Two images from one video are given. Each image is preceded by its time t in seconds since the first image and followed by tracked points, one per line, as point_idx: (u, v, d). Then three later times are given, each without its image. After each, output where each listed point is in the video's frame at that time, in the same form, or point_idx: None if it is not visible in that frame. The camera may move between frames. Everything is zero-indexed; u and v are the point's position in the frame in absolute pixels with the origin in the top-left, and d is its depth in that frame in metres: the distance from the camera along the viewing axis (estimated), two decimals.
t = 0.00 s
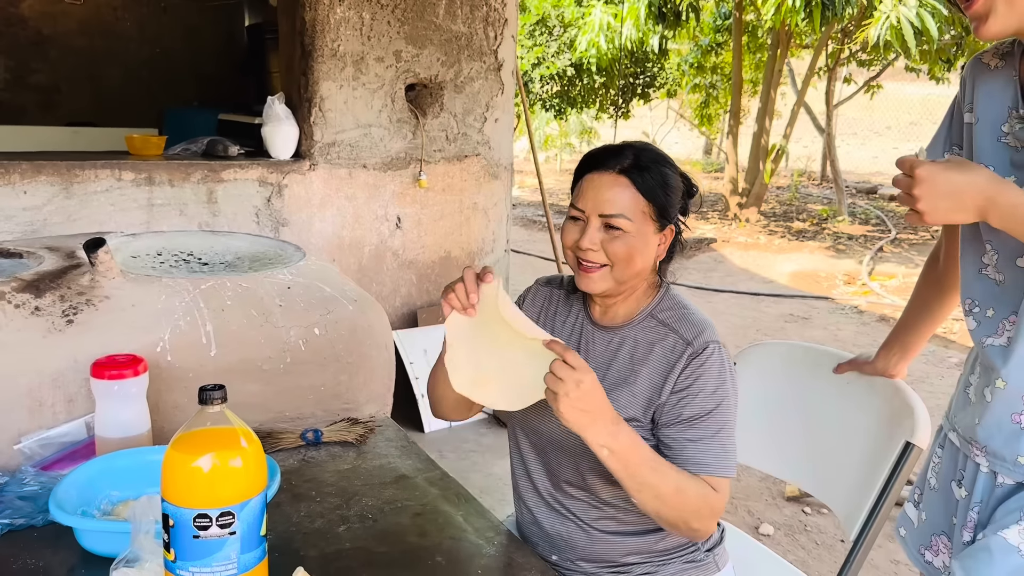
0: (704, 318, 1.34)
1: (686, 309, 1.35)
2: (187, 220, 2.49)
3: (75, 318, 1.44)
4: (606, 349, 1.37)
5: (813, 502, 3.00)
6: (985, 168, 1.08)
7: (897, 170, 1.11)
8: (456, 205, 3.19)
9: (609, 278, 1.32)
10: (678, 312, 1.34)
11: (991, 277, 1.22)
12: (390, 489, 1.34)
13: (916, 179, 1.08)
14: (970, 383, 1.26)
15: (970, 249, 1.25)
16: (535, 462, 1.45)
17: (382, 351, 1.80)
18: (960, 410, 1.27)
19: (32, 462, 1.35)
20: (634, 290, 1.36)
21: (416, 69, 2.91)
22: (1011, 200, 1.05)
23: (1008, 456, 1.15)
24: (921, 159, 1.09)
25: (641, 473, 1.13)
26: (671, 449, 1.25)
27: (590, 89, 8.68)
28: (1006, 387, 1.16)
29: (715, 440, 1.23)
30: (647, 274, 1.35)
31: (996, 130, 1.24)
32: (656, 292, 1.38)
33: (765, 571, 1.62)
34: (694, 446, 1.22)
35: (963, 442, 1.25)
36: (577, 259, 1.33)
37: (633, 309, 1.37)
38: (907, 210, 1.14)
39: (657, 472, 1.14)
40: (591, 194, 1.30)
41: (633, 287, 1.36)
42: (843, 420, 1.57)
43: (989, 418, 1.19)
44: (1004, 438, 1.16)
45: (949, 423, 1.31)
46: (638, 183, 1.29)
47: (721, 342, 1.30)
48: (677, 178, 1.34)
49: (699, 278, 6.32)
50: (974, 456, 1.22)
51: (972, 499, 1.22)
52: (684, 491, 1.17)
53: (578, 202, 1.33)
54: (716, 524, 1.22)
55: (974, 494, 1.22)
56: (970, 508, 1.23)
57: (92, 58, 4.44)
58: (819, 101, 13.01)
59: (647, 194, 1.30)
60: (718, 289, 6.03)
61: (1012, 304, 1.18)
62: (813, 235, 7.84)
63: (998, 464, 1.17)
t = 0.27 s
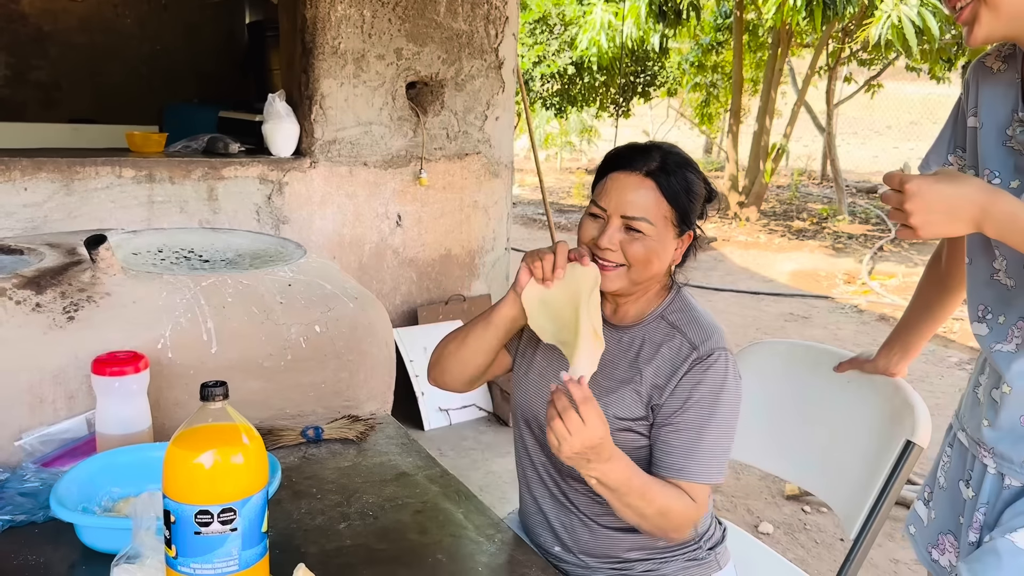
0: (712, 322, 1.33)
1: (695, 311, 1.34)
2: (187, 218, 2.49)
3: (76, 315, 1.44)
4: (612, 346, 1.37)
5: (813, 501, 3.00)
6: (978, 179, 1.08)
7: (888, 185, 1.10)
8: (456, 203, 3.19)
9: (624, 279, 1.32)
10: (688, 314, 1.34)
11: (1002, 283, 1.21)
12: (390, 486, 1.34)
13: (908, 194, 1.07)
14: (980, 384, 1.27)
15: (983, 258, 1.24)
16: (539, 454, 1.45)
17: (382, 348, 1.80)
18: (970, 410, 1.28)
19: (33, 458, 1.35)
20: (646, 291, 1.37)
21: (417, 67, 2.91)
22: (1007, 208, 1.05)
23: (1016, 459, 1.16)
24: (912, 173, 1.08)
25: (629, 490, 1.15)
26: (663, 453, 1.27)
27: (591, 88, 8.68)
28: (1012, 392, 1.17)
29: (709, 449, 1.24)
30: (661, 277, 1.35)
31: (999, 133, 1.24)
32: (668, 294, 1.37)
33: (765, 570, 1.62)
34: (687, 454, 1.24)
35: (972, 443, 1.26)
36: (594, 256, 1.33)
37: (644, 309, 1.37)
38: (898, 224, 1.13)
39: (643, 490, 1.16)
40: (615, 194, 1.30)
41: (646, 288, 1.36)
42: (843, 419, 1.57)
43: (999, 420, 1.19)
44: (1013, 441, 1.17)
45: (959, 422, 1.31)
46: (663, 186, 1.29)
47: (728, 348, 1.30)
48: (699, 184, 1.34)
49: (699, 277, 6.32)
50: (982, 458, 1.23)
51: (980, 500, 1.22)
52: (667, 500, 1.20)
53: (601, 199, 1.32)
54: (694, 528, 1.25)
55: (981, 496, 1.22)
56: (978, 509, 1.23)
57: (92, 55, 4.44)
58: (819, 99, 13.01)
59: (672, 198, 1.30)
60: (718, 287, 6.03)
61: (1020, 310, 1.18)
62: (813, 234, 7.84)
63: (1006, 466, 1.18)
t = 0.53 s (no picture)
0: (720, 329, 1.34)
1: (704, 317, 1.34)
2: (187, 216, 2.49)
3: (76, 313, 1.44)
4: (618, 349, 1.38)
5: (812, 501, 3.00)
6: (968, 180, 1.08)
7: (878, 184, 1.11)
8: (456, 202, 3.19)
9: (636, 282, 1.32)
10: (696, 320, 1.34)
11: (997, 286, 1.24)
12: (390, 485, 1.34)
13: (898, 195, 1.07)
14: (985, 387, 1.27)
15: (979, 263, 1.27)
16: (544, 452, 1.45)
17: (382, 348, 1.80)
18: (975, 413, 1.28)
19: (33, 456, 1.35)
20: (656, 297, 1.37)
21: (418, 66, 2.91)
22: (996, 208, 1.05)
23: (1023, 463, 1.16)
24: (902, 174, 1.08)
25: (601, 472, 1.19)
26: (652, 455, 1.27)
27: (592, 87, 8.68)
28: (1018, 396, 1.16)
29: (699, 455, 1.24)
30: (673, 284, 1.35)
31: (993, 137, 1.25)
32: (678, 300, 1.38)
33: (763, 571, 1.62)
34: (676, 458, 1.24)
35: (978, 446, 1.26)
36: (608, 258, 1.34)
37: (654, 313, 1.38)
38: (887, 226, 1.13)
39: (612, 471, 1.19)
40: (633, 198, 1.30)
41: (656, 294, 1.36)
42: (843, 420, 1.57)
43: (1005, 423, 1.19)
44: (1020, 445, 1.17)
45: (964, 425, 1.31)
46: (682, 193, 1.29)
47: (733, 356, 1.30)
48: (721, 194, 1.34)
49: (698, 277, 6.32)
50: (989, 461, 1.23)
51: (986, 503, 1.22)
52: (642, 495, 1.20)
53: (619, 202, 1.32)
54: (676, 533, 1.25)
55: (988, 499, 1.22)
56: (984, 512, 1.23)
57: (93, 53, 4.44)
58: (819, 99, 13.02)
59: (690, 206, 1.29)
60: (718, 287, 6.03)
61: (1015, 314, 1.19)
62: (813, 234, 7.84)
63: (1014, 470, 1.18)
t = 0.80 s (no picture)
0: (727, 327, 1.33)
1: (711, 316, 1.35)
2: (187, 215, 2.49)
3: (75, 312, 1.44)
4: (627, 350, 1.38)
5: (811, 503, 3.00)
6: (965, 184, 1.08)
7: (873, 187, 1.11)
8: (456, 202, 3.19)
9: (640, 284, 1.32)
10: (703, 319, 1.34)
11: (983, 289, 1.25)
12: (389, 485, 1.34)
13: (893, 197, 1.07)
14: (980, 388, 1.27)
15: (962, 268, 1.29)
16: (545, 455, 1.45)
17: (381, 347, 1.80)
18: (971, 416, 1.28)
19: (31, 455, 1.35)
20: (659, 298, 1.37)
21: (418, 66, 2.91)
22: (989, 212, 1.05)
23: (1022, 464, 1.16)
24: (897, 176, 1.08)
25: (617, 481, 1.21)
26: (672, 456, 1.26)
27: (592, 88, 8.68)
28: (1017, 398, 1.16)
29: (719, 454, 1.24)
30: (676, 286, 1.35)
31: (986, 140, 1.25)
32: (683, 301, 1.38)
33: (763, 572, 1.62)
34: (698, 459, 1.24)
35: (975, 448, 1.26)
36: (611, 259, 1.34)
37: (658, 314, 1.38)
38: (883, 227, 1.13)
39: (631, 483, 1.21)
40: (637, 199, 1.30)
41: (659, 296, 1.36)
42: (841, 422, 1.57)
43: (1003, 425, 1.19)
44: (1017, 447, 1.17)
45: (960, 427, 1.31)
46: (686, 195, 1.29)
47: (742, 354, 1.30)
48: (725, 197, 1.34)
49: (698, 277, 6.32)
50: (987, 463, 1.22)
51: (985, 505, 1.22)
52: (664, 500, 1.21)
53: (622, 203, 1.32)
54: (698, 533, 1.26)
55: (987, 501, 1.22)
56: (983, 513, 1.23)
57: (93, 51, 4.44)
58: (820, 100, 13.02)
59: (695, 208, 1.29)
60: (717, 288, 6.03)
61: (1001, 316, 1.20)
62: (813, 235, 7.84)
63: (1013, 471, 1.18)
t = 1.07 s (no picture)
0: (723, 325, 1.33)
1: (707, 315, 1.35)
2: (189, 215, 2.49)
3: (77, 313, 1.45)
4: (623, 350, 1.38)
5: (812, 504, 3.00)
6: (966, 188, 1.08)
7: (874, 189, 1.11)
8: (457, 203, 3.19)
9: (628, 282, 1.32)
10: (698, 317, 1.34)
11: (966, 292, 1.26)
12: (389, 486, 1.34)
13: (896, 199, 1.07)
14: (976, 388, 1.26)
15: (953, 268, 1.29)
16: (543, 458, 1.45)
17: (381, 348, 1.80)
18: (967, 417, 1.28)
19: (32, 455, 1.35)
20: (652, 297, 1.37)
21: (420, 66, 2.91)
22: (992, 219, 1.05)
23: (1020, 466, 1.16)
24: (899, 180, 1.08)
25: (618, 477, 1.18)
26: (671, 455, 1.26)
27: (593, 89, 8.68)
28: (1016, 400, 1.16)
29: (718, 450, 1.24)
30: (668, 283, 1.35)
31: (978, 143, 1.25)
32: (678, 300, 1.38)
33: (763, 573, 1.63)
34: (696, 456, 1.24)
35: (973, 449, 1.25)
36: (600, 257, 1.34)
37: (652, 313, 1.38)
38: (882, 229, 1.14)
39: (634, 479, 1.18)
40: (625, 197, 1.31)
41: (652, 294, 1.36)
42: (841, 423, 1.57)
43: (1002, 426, 1.19)
44: (1016, 449, 1.16)
45: (956, 428, 1.31)
46: (674, 192, 1.29)
47: (739, 350, 1.30)
48: (717, 196, 1.33)
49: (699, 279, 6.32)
50: (985, 464, 1.22)
51: (983, 506, 1.22)
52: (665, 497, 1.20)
53: (611, 201, 1.33)
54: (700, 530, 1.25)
55: (985, 502, 1.22)
56: (980, 514, 1.23)
57: (95, 51, 4.44)
58: (821, 102, 13.02)
59: (682, 206, 1.29)
60: (718, 290, 6.03)
61: (990, 319, 1.21)
62: (814, 237, 7.85)
63: (1011, 473, 1.17)
